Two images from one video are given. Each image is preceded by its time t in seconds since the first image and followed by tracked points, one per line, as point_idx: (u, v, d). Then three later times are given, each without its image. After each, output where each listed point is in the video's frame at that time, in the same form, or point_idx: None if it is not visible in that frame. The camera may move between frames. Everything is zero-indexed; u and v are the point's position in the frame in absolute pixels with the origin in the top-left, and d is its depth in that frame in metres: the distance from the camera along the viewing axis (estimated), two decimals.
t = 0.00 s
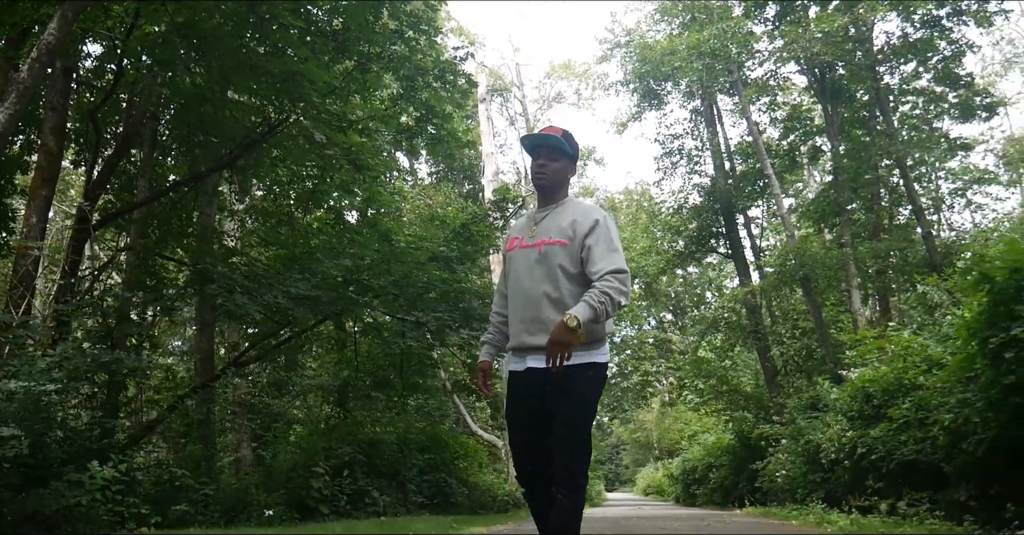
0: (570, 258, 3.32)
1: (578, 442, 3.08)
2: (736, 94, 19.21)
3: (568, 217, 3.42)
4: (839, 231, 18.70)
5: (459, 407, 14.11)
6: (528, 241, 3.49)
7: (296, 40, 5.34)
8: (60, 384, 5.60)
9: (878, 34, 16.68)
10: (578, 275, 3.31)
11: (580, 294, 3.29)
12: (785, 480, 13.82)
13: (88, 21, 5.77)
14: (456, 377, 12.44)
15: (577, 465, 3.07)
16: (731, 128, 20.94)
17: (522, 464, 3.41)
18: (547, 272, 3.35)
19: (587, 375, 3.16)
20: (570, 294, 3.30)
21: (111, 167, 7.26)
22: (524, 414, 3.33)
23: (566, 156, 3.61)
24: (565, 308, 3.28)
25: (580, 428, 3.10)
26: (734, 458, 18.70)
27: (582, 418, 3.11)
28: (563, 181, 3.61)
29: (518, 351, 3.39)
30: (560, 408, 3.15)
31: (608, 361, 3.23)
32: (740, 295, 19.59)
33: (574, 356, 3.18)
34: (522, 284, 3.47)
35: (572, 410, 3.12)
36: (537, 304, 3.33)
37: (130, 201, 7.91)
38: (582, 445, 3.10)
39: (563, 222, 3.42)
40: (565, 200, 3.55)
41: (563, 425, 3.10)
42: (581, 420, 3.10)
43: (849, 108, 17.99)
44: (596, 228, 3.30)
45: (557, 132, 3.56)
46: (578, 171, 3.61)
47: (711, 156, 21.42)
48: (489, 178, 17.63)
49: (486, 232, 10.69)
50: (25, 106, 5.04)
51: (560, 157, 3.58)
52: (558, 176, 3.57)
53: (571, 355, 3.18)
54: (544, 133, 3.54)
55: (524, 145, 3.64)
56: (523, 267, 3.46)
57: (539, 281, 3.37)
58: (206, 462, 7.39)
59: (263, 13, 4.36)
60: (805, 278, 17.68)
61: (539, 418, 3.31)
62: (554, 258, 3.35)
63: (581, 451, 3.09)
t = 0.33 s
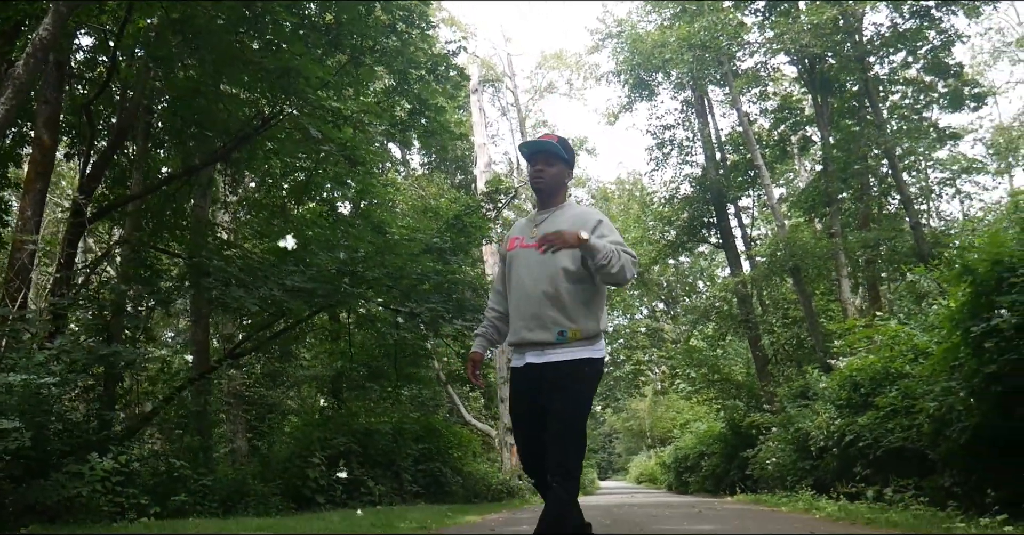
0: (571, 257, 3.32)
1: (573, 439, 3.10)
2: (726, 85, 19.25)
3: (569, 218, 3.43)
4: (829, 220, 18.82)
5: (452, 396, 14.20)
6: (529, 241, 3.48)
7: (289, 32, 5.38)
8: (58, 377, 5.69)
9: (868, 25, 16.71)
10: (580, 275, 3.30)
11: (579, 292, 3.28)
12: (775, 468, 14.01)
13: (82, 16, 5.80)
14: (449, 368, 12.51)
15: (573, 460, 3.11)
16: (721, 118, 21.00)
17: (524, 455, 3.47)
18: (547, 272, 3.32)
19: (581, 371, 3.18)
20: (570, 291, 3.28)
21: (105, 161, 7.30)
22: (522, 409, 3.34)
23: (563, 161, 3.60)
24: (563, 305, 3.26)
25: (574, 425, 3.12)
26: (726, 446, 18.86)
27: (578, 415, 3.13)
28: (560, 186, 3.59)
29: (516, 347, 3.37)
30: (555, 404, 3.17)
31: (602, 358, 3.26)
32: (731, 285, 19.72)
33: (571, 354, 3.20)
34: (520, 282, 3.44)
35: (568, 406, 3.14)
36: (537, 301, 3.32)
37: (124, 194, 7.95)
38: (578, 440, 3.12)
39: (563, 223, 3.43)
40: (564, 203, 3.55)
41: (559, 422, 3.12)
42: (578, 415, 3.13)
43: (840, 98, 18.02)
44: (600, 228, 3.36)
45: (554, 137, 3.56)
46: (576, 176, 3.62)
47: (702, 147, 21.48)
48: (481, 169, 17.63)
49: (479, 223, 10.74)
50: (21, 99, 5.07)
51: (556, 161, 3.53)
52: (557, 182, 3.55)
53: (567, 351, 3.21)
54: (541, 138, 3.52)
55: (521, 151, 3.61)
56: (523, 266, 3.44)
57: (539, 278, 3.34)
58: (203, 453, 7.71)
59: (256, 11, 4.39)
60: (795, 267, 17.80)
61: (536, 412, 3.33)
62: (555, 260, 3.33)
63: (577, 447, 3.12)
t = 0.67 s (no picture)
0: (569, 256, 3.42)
1: (564, 434, 3.16)
2: (717, 77, 19.28)
3: (567, 218, 3.54)
4: (818, 211, 18.96)
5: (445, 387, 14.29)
6: (530, 244, 3.58)
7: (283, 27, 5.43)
8: (55, 369, 5.76)
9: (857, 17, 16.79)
10: (578, 274, 3.40)
11: (575, 289, 3.37)
12: (764, 456, 14.17)
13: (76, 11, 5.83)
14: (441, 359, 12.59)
15: (565, 454, 3.15)
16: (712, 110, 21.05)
17: (524, 450, 3.52)
18: (545, 273, 3.43)
19: (575, 368, 3.22)
20: (568, 289, 3.38)
21: (98, 154, 7.30)
22: (520, 405, 3.39)
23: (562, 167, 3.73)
24: (561, 301, 3.35)
25: (564, 421, 3.16)
26: (716, 435, 19.03)
27: (571, 411, 3.17)
28: (560, 192, 3.70)
29: (517, 344, 3.44)
30: (549, 400, 3.23)
31: (597, 354, 3.29)
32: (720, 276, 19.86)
33: (566, 350, 3.25)
34: (522, 279, 3.54)
35: (562, 401, 3.18)
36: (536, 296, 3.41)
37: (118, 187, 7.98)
38: (569, 436, 3.17)
39: (563, 224, 3.53)
40: (563, 206, 3.65)
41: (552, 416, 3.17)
42: (572, 411, 3.16)
43: (829, 89, 18.09)
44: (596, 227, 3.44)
45: (554, 144, 3.69)
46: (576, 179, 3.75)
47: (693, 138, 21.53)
48: (472, 160, 17.62)
49: (471, 215, 10.80)
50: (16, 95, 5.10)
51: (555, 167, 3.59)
52: (556, 188, 3.63)
53: (564, 345, 3.26)
54: (540, 145, 3.66)
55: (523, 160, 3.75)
56: (525, 268, 3.54)
57: (539, 278, 3.44)
58: (199, 444, 7.78)
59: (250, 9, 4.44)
60: (785, 258, 17.92)
61: (534, 408, 3.38)
62: (554, 258, 3.44)
63: (567, 444, 3.16)
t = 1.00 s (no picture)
0: (565, 252, 3.44)
1: (556, 430, 3.21)
2: (705, 70, 19.36)
3: (564, 218, 3.56)
4: (803, 205, 19.12)
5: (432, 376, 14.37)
6: (528, 246, 3.59)
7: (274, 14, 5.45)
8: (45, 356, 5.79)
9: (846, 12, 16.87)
10: (571, 270, 3.42)
11: (568, 283, 3.39)
12: (746, 446, 14.40)
13: None
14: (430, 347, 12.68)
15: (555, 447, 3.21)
16: (699, 103, 21.14)
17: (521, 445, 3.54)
18: (540, 270, 3.45)
19: (568, 364, 3.24)
20: (562, 285, 3.39)
21: (87, 141, 7.29)
22: (517, 401, 3.42)
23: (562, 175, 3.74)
24: (555, 294, 3.37)
25: (556, 418, 3.21)
26: (700, 424, 19.25)
27: (564, 408, 3.21)
28: (559, 199, 3.70)
29: (514, 340, 3.45)
30: (542, 396, 3.26)
31: (592, 349, 3.29)
32: (706, 268, 20.03)
33: (560, 345, 3.26)
34: (519, 277, 3.55)
35: (554, 395, 3.21)
36: (531, 290, 3.43)
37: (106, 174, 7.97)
38: (561, 431, 3.22)
39: (560, 224, 3.55)
40: (562, 211, 3.67)
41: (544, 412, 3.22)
42: (563, 404, 3.20)
43: (815, 84, 18.23)
44: (589, 226, 3.46)
45: (552, 153, 3.72)
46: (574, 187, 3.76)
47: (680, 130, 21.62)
48: (461, 150, 17.61)
49: (460, 205, 10.86)
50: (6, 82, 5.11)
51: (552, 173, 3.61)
52: (554, 192, 3.64)
53: (558, 338, 3.28)
54: (538, 152, 3.69)
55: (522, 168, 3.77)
56: (522, 269, 3.56)
57: (535, 277, 3.45)
58: (189, 431, 7.84)
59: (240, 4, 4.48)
60: (769, 251, 18.10)
61: (528, 404, 3.39)
62: (549, 255, 3.45)
63: (560, 440, 3.22)
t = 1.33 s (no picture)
0: (564, 257, 3.51)
1: (551, 428, 3.31)
2: (691, 61, 19.42)
3: (562, 222, 3.62)
4: (787, 196, 19.31)
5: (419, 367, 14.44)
6: (527, 251, 3.66)
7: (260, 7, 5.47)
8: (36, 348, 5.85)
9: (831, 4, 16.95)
10: (570, 275, 3.49)
11: (567, 286, 3.47)
12: (730, 434, 14.61)
13: None
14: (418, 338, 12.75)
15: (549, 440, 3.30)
16: (685, 94, 21.22)
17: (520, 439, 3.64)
18: (539, 275, 3.53)
19: (563, 363, 3.32)
20: (562, 288, 3.47)
21: (76, 134, 7.31)
22: (517, 395, 3.53)
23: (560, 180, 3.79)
24: (554, 297, 3.45)
25: (553, 417, 3.31)
26: (685, 413, 19.49)
27: (560, 408, 3.30)
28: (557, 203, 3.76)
29: (515, 342, 3.54)
30: (539, 394, 3.36)
31: (588, 349, 3.37)
32: (691, 258, 20.20)
33: (557, 345, 3.35)
34: (520, 281, 3.63)
35: (550, 390, 3.30)
36: (532, 295, 3.50)
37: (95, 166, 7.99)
38: (556, 429, 3.32)
39: (558, 229, 3.61)
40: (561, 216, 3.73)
41: (538, 411, 3.32)
42: (557, 400, 3.29)
43: (800, 75, 18.38)
44: (586, 231, 3.53)
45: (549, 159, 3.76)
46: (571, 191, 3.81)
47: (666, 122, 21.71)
48: (447, 141, 17.58)
49: (448, 196, 10.91)
50: None
51: (549, 181, 3.66)
52: (552, 197, 3.69)
53: (557, 339, 3.37)
54: (536, 159, 3.73)
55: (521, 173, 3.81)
56: (522, 274, 3.65)
57: (535, 281, 3.53)
58: (179, 422, 7.89)
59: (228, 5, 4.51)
60: (754, 242, 18.29)
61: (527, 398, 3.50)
62: (549, 260, 3.53)
63: (556, 439, 3.33)
